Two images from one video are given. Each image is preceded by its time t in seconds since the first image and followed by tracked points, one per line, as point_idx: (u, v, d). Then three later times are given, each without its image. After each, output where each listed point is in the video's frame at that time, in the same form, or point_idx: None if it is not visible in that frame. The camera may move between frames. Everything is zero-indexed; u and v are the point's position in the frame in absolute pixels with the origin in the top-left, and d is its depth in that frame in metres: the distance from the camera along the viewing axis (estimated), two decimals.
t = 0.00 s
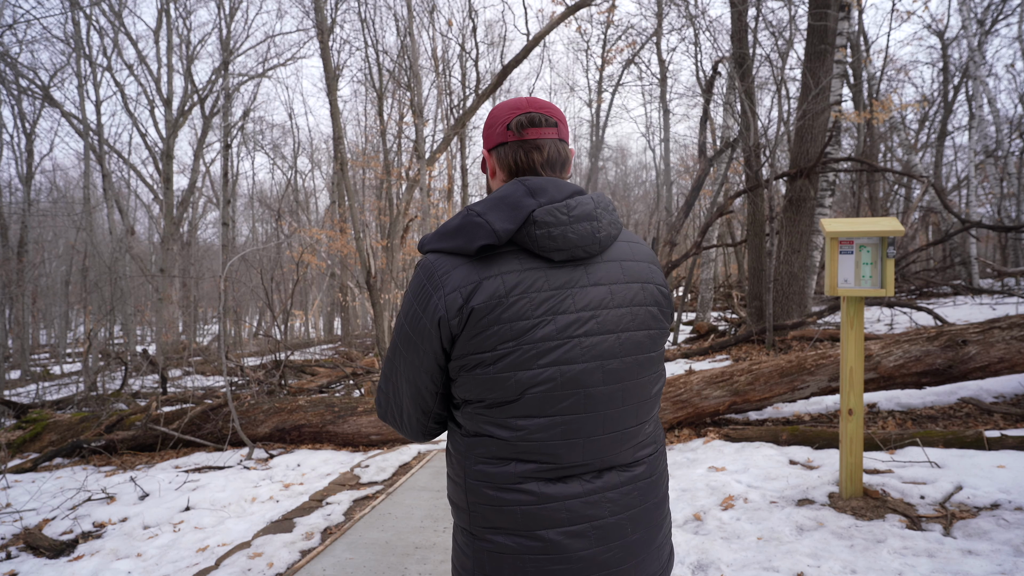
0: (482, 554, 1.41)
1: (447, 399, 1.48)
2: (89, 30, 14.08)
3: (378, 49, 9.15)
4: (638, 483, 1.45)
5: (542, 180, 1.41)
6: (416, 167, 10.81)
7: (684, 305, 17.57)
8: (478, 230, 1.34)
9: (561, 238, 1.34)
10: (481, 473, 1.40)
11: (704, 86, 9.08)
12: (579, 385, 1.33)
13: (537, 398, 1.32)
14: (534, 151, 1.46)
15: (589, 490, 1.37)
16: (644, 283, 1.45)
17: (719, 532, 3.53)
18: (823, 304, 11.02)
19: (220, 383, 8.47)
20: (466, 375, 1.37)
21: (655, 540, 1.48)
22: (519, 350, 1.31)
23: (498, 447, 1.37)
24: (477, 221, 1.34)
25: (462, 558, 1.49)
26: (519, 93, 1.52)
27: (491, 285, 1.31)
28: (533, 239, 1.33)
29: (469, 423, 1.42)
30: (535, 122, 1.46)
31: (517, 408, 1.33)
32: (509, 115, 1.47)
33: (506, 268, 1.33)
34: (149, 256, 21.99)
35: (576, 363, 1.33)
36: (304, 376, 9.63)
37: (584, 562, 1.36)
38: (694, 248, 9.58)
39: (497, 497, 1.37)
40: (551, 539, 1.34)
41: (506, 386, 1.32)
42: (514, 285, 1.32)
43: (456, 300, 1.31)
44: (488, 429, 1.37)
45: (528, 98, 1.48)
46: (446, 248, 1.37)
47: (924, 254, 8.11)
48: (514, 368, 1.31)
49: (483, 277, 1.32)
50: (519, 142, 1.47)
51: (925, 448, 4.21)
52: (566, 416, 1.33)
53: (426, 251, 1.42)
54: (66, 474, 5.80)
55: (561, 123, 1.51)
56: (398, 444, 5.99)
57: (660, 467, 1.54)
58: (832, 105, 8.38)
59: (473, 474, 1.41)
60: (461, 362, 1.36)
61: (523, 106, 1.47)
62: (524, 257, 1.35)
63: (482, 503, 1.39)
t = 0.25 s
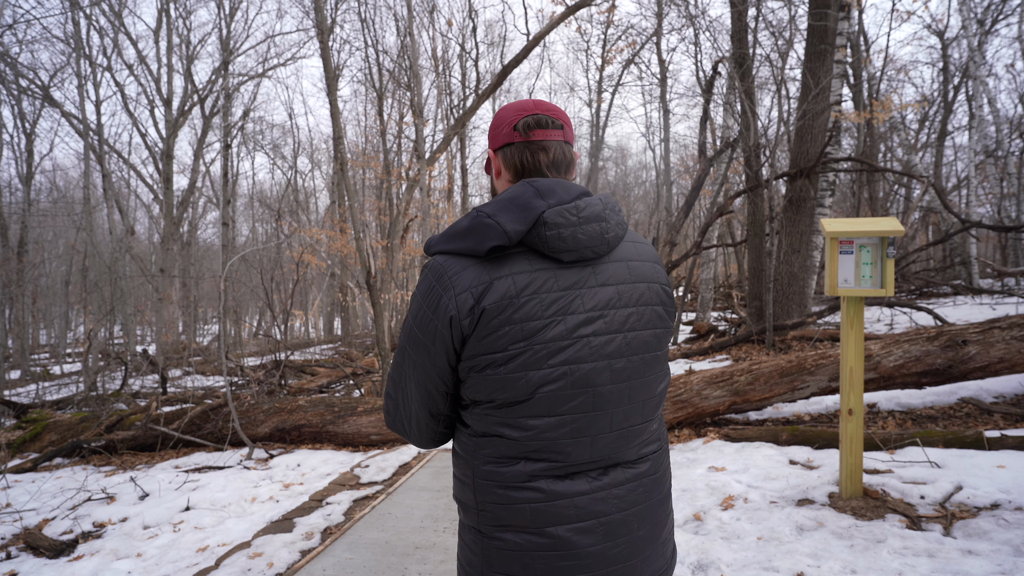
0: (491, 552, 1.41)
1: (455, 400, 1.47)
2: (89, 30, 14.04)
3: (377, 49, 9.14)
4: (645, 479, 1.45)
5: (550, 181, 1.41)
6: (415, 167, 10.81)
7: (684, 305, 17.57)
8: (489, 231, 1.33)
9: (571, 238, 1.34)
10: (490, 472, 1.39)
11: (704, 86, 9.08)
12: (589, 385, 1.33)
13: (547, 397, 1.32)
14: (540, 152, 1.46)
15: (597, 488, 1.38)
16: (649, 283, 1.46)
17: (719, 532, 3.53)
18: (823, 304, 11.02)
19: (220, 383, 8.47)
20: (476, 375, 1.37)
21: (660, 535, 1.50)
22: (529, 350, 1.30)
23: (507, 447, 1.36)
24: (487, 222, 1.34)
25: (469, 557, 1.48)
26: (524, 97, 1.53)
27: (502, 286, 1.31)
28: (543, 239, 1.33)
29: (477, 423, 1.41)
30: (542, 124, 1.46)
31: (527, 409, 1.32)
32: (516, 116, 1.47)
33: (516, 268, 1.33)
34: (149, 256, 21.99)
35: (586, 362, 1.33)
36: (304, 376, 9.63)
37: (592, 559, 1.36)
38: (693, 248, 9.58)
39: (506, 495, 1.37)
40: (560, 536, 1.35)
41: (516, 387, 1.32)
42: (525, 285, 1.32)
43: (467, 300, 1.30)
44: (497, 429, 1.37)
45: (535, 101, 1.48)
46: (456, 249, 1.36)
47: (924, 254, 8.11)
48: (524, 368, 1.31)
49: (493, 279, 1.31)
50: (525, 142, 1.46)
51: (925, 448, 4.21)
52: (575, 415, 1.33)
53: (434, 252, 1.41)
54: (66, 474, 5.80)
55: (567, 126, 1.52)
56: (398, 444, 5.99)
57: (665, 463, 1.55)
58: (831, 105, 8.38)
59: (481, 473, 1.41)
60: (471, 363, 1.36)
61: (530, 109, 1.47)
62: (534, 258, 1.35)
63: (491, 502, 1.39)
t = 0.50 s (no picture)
0: (496, 551, 1.41)
1: (459, 399, 1.47)
2: (89, 29, 14.02)
3: (378, 49, 9.14)
4: (648, 476, 1.46)
5: (551, 182, 1.41)
6: (415, 168, 10.82)
7: (684, 305, 17.58)
8: (492, 230, 1.33)
9: (572, 237, 1.34)
10: (494, 471, 1.39)
11: (704, 86, 9.08)
12: (593, 382, 1.34)
13: (552, 394, 1.32)
14: (529, 162, 1.47)
15: (601, 485, 1.38)
16: (650, 281, 1.47)
17: (719, 532, 3.53)
18: (823, 304, 11.02)
19: (220, 383, 8.47)
20: (480, 374, 1.37)
21: (663, 531, 1.50)
22: (533, 348, 1.31)
23: (511, 445, 1.36)
24: (490, 222, 1.34)
25: (473, 557, 1.48)
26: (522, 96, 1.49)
27: (505, 284, 1.31)
28: (546, 238, 1.33)
29: (482, 421, 1.41)
30: (533, 131, 1.45)
31: (532, 406, 1.32)
32: (510, 122, 1.46)
33: (519, 267, 1.33)
34: (149, 256, 21.99)
35: (590, 358, 1.33)
36: (304, 376, 9.64)
37: (598, 557, 1.36)
38: (693, 248, 9.58)
39: (511, 494, 1.36)
40: (566, 533, 1.35)
41: (520, 384, 1.32)
42: (528, 284, 1.32)
43: (472, 299, 1.30)
44: (501, 427, 1.37)
45: (529, 105, 1.44)
46: (459, 249, 1.36)
47: (924, 254, 8.11)
48: (529, 366, 1.31)
49: (496, 277, 1.32)
50: (518, 149, 1.47)
51: (925, 448, 4.21)
52: (580, 412, 1.33)
53: (436, 253, 1.41)
54: (66, 474, 5.80)
55: (561, 130, 1.49)
56: (398, 444, 5.99)
57: (667, 460, 1.55)
58: (832, 105, 8.38)
59: (486, 472, 1.41)
60: (475, 362, 1.35)
61: (524, 113, 1.45)
62: (536, 257, 1.35)
63: (496, 500, 1.39)
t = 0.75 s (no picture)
0: (495, 550, 1.41)
1: (458, 399, 1.47)
2: (89, 29, 14.01)
3: (378, 49, 9.14)
4: (646, 474, 1.46)
5: (548, 182, 1.41)
6: (416, 168, 10.83)
7: (684, 305, 17.58)
8: (490, 231, 1.33)
9: (570, 237, 1.34)
10: (493, 470, 1.39)
11: (704, 86, 9.08)
12: (591, 381, 1.34)
13: (550, 393, 1.32)
14: (522, 166, 1.47)
15: (599, 483, 1.38)
16: (647, 280, 1.47)
17: (719, 532, 3.53)
18: (823, 304, 11.02)
19: (220, 383, 8.47)
20: (479, 374, 1.37)
21: (662, 530, 1.50)
22: (533, 347, 1.31)
23: (510, 444, 1.36)
24: (488, 223, 1.34)
25: (472, 557, 1.48)
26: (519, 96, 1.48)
27: (504, 285, 1.31)
28: (543, 239, 1.33)
29: (481, 421, 1.41)
30: (527, 135, 1.45)
31: (531, 405, 1.33)
32: (506, 125, 1.46)
33: (517, 267, 1.33)
34: (149, 256, 21.99)
35: (587, 358, 1.33)
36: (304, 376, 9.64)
37: (597, 556, 1.36)
38: (693, 248, 9.58)
39: (510, 493, 1.37)
40: (564, 532, 1.35)
41: (519, 385, 1.32)
42: (526, 284, 1.32)
43: (470, 299, 1.30)
44: (500, 426, 1.37)
45: (524, 107, 1.44)
46: (457, 250, 1.36)
47: (924, 254, 8.11)
48: (527, 366, 1.31)
49: (495, 278, 1.31)
50: (512, 153, 1.47)
51: (925, 448, 4.21)
52: (578, 411, 1.34)
53: (434, 253, 1.41)
54: (66, 474, 5.80)
55: (556, 133, 1.47)
56: (398, 444, 5.99)
57: (665, 459, 1.56)
58: (831, 105, 8.38)
59: (485, 472, 1.41)
60: (474, 362, 1.35)
61: (519, 116, 1.45)
62: (534, 257, 1.35)
63: (495, 499, 1.39)
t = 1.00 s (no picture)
0: (493, 549, 1.41)
1: (454, 400, 1.47)
2: (89, 29, 14.01)
3: (378, 49, 9.14)
4: (643, 473, 1.46)
5: (544, 183, 1.41)
6: (416, 168, 10.83)
7: (684, 305, 17.59)
8: (487, 233, 1.33)
9: (567, 238, 1.34)
10: (490, 470, 1.39)
11: (704, 86, 9.08)
12: (588, 382, 1.34)
13: (547, 394, 1.32)
14: (518, 167, 1.47)
15: (596, 483, 1.38)
16: (644, 280, 1.47)
17: (719, 532, 3.53)
18: (823, 304, 11.02)
19: (220, 383, 8.48)
20: (475, 375, 1.37)
21: (659, 529, 1.50)
22: (529, 348, 1.31)
23: (507, 444, 1.36)
24: (484, 224, 1.34)
25: (469, 556, 1.48)
26: (517, 96, 1.48)
27: (500, 286, 1.31)
28: (540, 240, 1.33)
29: (478, 422, 1.41)
30: (523, 135, 1.44)
31: (527, 406, 1.33)
32: (503, 125, 1.46)
33: (514, 269, 1.33)
34: (149, 256, 21.99)
35: (584, 358, 1.33)
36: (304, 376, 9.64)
37: (594, 556, 1.36)
38: (693, 248, 9.58)
39: (508, 493, 1.37)
40: (561, 532, 1.35)
41: (515, 386, 1.32)
42: (523, 285, 1.32)
43: (466, 300, 1.30)
44: (497, 427, 1.37)
45: (521, 107, 1.44)
46: (453, 252, 1.36)
47: (924, 253, 8.11)
48: (523, 367, 1.31)
49: (491, 279, 1.31)
50: (509, 154, 1.47)
51: (925, 448, 4.21)
52: (575, 411, 1.34)
53: (431, 255, 1.41)
54: (66, 474, 5.80)
55: (552, 133, 1.47)
56: (398, 444, 5.99)
57: (662, 458, 1.56)
58: (831, 105, 8.39)
59: (483, 472, 1.41)
60: (471, 363, 1.35)
61: (517, 116, 1.45)
62: (531, 258, 1.35)
63: (493, 499, 1.39)
